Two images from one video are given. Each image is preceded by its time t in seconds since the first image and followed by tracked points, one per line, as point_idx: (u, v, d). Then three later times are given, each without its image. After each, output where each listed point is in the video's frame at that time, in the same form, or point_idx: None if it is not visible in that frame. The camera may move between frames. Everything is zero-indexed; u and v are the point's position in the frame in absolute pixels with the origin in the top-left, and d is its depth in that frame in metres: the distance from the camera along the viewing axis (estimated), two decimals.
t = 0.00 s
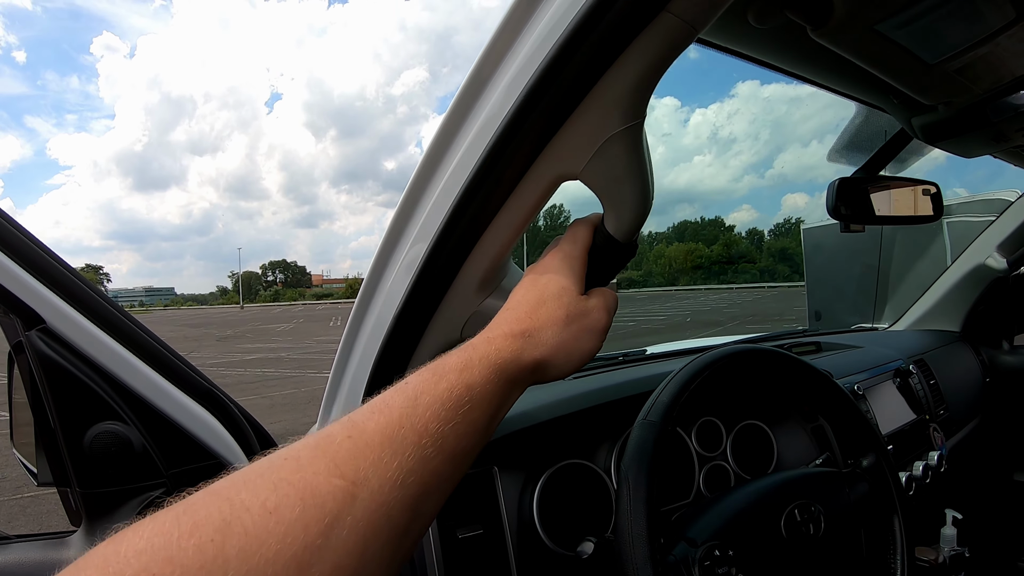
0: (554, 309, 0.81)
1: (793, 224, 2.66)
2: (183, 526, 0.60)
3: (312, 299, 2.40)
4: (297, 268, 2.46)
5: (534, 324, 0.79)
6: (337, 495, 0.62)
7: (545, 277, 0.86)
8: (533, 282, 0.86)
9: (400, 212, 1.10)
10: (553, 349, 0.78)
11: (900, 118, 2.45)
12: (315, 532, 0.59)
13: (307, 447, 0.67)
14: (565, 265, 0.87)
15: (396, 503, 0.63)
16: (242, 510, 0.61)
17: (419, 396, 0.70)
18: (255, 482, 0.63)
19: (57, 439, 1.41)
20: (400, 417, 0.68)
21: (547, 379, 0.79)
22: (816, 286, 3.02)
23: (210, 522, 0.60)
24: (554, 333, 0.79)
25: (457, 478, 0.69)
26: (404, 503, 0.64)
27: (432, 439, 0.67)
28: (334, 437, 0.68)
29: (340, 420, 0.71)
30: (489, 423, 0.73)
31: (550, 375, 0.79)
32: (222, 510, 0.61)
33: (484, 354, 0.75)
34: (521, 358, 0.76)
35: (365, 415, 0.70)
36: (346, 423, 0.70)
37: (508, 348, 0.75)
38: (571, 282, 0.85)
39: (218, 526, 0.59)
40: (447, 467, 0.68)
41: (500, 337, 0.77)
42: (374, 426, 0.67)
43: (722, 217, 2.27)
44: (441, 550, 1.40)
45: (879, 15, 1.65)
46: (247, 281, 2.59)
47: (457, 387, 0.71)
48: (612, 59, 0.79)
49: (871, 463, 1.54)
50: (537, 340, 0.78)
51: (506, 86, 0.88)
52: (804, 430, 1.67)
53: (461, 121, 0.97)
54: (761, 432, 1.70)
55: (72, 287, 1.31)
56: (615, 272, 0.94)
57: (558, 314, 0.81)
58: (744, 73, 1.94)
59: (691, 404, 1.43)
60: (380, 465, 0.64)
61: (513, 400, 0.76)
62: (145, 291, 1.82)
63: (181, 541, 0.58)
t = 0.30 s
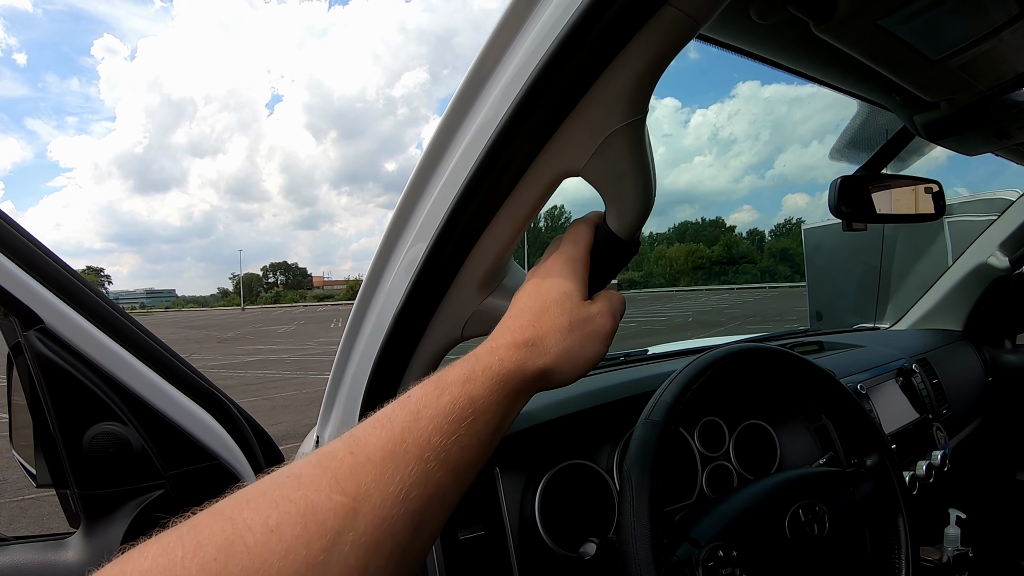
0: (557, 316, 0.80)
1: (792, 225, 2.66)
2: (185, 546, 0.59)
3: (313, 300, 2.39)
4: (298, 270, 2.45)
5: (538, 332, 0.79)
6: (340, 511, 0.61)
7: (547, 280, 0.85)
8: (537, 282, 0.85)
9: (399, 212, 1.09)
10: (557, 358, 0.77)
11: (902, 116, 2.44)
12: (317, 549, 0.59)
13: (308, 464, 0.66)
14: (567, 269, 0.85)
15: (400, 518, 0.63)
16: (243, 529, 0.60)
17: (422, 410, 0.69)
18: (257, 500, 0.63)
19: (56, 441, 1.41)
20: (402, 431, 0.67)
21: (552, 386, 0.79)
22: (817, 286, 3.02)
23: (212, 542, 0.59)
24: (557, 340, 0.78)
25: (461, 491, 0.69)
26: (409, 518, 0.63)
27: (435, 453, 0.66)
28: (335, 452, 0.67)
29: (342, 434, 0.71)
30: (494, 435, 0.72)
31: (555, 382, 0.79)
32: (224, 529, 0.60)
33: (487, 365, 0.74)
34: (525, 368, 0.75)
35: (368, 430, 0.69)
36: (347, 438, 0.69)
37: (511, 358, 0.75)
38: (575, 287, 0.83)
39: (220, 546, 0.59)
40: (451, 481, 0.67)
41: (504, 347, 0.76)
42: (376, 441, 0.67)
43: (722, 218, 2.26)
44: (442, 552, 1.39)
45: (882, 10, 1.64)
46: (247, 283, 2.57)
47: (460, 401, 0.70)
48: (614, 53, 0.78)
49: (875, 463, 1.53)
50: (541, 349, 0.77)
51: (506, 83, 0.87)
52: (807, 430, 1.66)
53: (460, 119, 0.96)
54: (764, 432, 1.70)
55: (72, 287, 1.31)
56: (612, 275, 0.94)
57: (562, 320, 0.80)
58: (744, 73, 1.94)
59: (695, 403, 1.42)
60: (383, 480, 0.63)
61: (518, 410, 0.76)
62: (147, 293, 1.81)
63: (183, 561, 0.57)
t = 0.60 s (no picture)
0: (555, 348, 0.73)
1: (794, 222, 2.64)
2: None
3: (312, 298, 2.36)
4: (298, 267, 2.42)
5: (543, 373, 0.72)
6: (347, 565, 0.63)
7: (536, 302, 0.77)
8: (519, 307, 0.77)
9: (395, 204, 1.06)
10: (568, 397, 0.73)
11: (907, 109, 2.41)
12: None
13: (319, 511, 0.68)
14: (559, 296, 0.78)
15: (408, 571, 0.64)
16: None
17: (432, 456, 0.69)
18: (268, 549, 0.66)
19: (47, 438, 1.39)
20: (411, 482, 0.68)
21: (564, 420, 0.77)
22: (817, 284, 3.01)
23: None
24: (568, 380, 0.73)
25: (474, 535, 0.69)
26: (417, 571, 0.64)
27: (444, 507, 0.66)
28: (346, 501, 0.69)
29: (354, 480, 0.72)
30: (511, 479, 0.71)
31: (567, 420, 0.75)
32: None
33: (497, 412, 0.71)
34: (537, 414, 0.71)
35: (379, 476, 0.70)
36: (359, 485, 0.71)
37: (523, 406, 0.70)
38: (571, 312, 0.77)
39: None
40: (464, 530, 0.67)
41: (514, 391, 0.71)
42: (385, 491, 0.68)
43: (722, 216, 2.23)
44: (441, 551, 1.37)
45: None
46: (247, 279, 2.53)
47: (472, 450, 0.69)
48: (618, 34, 0.76)
49: (881, 460, 1.51)
50: (553, 392, 0.72)
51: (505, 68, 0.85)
52: (810, 427, 1.63)
53: (457, 108, 0.93)
54: (766, 429, 1.68)
55: (65, 281, 1.29)
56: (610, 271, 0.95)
57: (564, 352, 0.74)
58: (744, 70, 1.91)
59: (698, 399, 1.40)
60: (391, 534, 0.65)
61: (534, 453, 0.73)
62: (145, 291, 1.76)
63: None
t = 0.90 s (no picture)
0: (566, 273, 0.79)
1: (797, 219, 2.66)
2: (214, 476, 0.59)
3: (317, 293, 2.37)
4: (301, 263, 2.43)
5: (553, 285, 0.77)
6: (372, 444, 0.61)
7: (557, 239, 0.84)
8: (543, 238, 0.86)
9: (407, 202, 1.07)
10: (573, 310, 0.77)
11: (915, 106, 2.41)
12: (352, 480, 0.59)
13: (337, 403, 0.67)
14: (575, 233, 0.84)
15: (430, 455, 0.63)
16: (273, 460, 0.60)
17: (446, 354, 0.70)
18: (287, 436, 0.62)
19: (59, 433, 1.40)
20: (429, 373, 0.68)
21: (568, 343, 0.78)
22: (821, 280, 3.02)
23: (244, 471, 0.59)
24: (574, 295, 0.77)
25: (484, 437, 0.68)
26: (437, 456, 0.63)
27: (462, 395, 0.66)
28: (363, 393, 0.67)
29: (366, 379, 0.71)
30: (518, 379, 0.72)
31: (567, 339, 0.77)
32: (254, 460, 0.60)
33: (508, 313, 0.74)
34: (540, 321, 0.74)
35: (392, 374, 0.69)
36: (373, 382, 0.69)
37: (529, 310, 0.74)
38: (589, 249, 0.83)
39: (253, 474, 0.58)
40: (480, 423, 0.68)
41: (520, 300, 0.76)
42: (403, 382, 0.67)
43: (727, 212, 2.23)
44: (452, 545, 1.38)
45: None
46: (251, 275, 2.54)
47: (485, 346, 0.70)
48: (630, 36, 0.77)
49: (888, 456, 1.52)
50: (557, 306, 0.76)
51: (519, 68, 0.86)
52: (817, 423, 1.64)
53: (471, 106, 0.94)
54: (773, 424, 1.69)
55: (76, 278, 1.31)
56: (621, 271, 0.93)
57: (573, 278, 0.79)
58: (749, 65, 1.90)
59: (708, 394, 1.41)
60: (415, 415, 0.64)
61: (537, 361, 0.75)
62: (151, 287, 1.80)
63: (213, 489, 0.57)
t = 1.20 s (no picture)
0: (609, 232, 0.80)
1: (803, 218, 2.68)
2: (315, 400, 0.59)
3: (321, 292, 2.39)
4: (305, 262, 2.45)
5: (591, 244, 0.78)
6: (465, 371, 0.62)
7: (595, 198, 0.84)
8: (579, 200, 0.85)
9: (415, 206, 1.09)
10: (619, 267, 0.77)
11: (917, 108, 2.41)
12: (451, 403, 0.60)
13: (420, 338, 0.67)
14: (605, 196, 0.84)
15: (518, 382, 0.64)
16: (373, 383, 0.60)
17: (517, 294, 0.70)
18: (379, 366, 0.63)
19: (69, 431, 1.39)
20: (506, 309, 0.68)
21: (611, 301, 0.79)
22: (825, 279, 3.04)
23: (347, 394, 0.59)
24: (613, 252, 0.78)
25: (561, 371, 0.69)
26: (523, 385, 0.64)
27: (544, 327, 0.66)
28: (443, 330, 0.68)
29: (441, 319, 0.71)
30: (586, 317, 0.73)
31: (615, 295, 0.78)
32: (354, 386, 0.60)
33: (559, 268, 0.74)
34: (592, 276, 0.74)
35: (467, 313, 0.70)
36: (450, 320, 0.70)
37: (579, 265, 0.74)
38: (625, 208, 0.82)
39: (357, 396, 0.59)
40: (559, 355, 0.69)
41: (570, 255, 0.76)
42: (482, 318, 0.68)
43: (731, 211, 2.23)
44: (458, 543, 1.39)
45: (899, 4, 1.63)
46: (255, 275, 2.56)
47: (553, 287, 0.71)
48: (637, 44, 0.79)
49: (889, 456, 1.54)
50: (605, 261, 0.76)
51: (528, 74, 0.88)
52: (819, 423, 1.66)
53: (480, 111, 0.96)
54: (776, 424, 1.70)
55: (86, 279, 1.33)
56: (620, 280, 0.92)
57: (616, 236, 0.79)
58: (750, 62, 1.90)
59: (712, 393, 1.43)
60: (502, 345, 0.65)
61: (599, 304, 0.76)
62: (155, 286, 1.82)
63: (320, 408, 0.58)
